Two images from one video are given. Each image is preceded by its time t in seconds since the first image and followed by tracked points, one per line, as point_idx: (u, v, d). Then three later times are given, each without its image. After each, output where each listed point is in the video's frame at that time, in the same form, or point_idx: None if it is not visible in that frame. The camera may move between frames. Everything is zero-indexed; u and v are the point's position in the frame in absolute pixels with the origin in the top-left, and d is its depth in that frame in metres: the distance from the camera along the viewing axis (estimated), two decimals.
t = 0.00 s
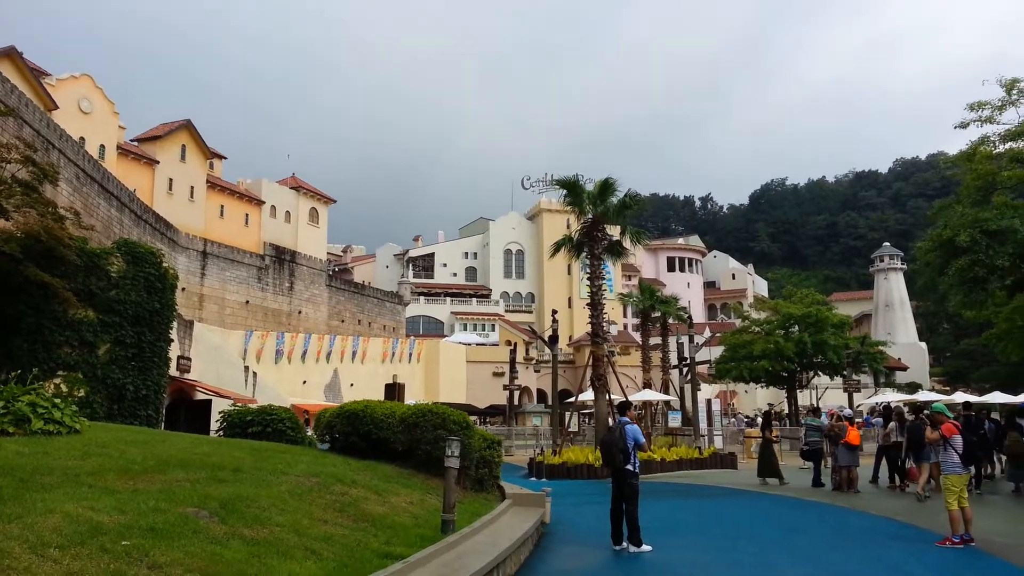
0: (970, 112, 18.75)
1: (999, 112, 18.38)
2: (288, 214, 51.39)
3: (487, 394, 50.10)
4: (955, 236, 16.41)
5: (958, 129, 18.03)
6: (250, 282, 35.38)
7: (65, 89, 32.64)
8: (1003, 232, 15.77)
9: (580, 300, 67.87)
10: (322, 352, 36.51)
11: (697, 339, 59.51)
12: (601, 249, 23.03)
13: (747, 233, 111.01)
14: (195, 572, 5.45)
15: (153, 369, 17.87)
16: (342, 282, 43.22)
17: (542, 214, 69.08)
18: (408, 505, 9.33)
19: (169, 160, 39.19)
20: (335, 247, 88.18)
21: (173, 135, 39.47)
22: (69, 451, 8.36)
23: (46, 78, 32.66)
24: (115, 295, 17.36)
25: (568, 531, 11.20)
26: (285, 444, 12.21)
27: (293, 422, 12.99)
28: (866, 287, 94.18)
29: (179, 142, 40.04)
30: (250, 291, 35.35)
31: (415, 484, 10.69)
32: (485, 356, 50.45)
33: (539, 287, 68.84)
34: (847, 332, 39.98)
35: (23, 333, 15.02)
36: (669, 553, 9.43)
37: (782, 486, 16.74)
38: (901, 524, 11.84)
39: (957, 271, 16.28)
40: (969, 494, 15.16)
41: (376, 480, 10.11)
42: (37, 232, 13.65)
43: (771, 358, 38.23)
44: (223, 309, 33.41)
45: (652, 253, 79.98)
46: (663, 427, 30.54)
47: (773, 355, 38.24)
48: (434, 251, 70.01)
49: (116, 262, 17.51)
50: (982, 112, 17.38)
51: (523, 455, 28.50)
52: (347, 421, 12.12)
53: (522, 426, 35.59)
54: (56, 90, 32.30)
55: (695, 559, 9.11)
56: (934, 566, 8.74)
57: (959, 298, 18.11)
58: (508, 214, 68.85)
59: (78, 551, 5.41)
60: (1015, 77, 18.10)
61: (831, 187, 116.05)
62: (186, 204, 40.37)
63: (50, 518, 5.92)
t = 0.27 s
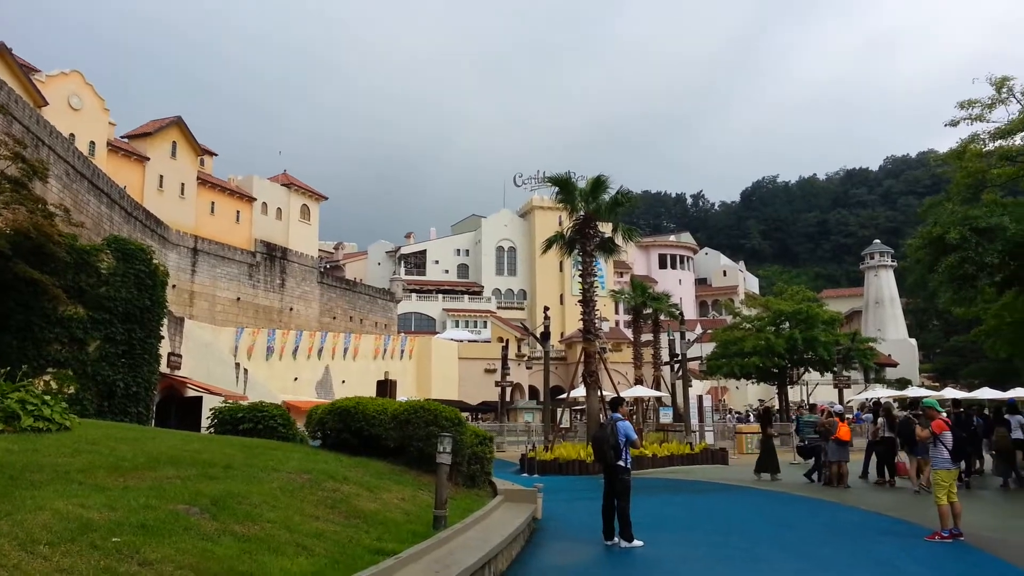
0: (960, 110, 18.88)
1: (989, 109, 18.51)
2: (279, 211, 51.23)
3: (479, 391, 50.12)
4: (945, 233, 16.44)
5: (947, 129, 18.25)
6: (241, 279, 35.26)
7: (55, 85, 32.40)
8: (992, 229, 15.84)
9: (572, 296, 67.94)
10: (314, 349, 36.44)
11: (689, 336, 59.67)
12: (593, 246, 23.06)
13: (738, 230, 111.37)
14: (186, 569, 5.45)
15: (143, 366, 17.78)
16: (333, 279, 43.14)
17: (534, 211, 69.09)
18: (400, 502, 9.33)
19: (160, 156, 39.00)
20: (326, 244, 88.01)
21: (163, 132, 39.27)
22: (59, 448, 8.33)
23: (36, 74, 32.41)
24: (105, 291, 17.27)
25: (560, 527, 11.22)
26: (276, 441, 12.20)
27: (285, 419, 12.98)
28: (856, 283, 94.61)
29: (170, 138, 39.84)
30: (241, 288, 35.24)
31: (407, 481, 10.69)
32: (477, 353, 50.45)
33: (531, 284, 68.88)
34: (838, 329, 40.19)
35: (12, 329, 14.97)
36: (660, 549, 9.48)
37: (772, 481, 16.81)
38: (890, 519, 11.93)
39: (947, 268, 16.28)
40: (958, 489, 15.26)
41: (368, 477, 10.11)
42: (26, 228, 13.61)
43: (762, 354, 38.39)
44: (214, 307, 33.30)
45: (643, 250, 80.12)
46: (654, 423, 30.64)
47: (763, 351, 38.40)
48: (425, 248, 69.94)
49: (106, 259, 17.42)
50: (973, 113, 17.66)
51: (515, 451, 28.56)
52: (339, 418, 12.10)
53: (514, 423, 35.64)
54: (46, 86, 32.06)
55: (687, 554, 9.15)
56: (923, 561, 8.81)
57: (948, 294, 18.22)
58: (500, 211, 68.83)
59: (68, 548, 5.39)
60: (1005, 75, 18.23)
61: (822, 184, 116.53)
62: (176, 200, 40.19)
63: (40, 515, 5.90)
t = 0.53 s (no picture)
0: (941, 111, 19.12)
1: (970, 110, 18.75)
2: (263, 208, 50.93)
3: (463, 388, 50.10)
4: (926, 233, 16.58)
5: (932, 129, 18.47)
6: (223, 276, 35.03)
7: (36, 79, 31.98)
8: (971, 229, 16.01)
9: (556, 294, 68.06)
10: (297, 347, 36.28)
11: (672, 334, 59.97)
12: (578, 244, 23.12)
13: (721, 229, 112.03)
14: (166, 568, 5.42)
15: (124, 364, 17.54)
16: (317, 276, 42.95)
17: (519, 209, 69.12)
18: (383, 500, 9.32)
19: (142, 152, 38.64)
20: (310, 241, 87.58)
21: (146, 127, 38.92)
22: (38, 446, 8.25)
23: (16, 68, 31.97)
24: (85, 288, 17.08)
25: (543, 525, 11.25)
26: (258, 439, 12.14)
27: (267, 417, 12.93)
28: (838, 283, 95.43)
29: (152, 134, 39.48)
30: (223, 285, 34.99)
31: (390, 479, 10.67)
32: (461, 351, 50.42)
33: (516, 282, 68.91)
34: (819, 328, 40.55)
35: None
36: (642, 546, 9.53)
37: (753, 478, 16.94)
38: (870, 516, 12.06)
39: (927, 267, 16.39)
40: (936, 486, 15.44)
41: (351, 475, 10.08)
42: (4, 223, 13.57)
43: (744, 352, 38.68)
44: (196, 303, 33.05)
45: (628, 248, 80.39)
46: (637, 421, 30.79)
47: (745, 350, 38.69)
48: (410, 246, 69.80)
49: (87, 255, 17.24)
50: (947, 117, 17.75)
51: (499, 449, 28.60)
52: (322, 416, 12.05)
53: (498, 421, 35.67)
54: (27, 80, 31.65)
55: (669, 551, 9.19)
56: (901, 558, 8.91)
57: (928, 294, 18.42)
58: (485, 209, 68.80)
59: (47, 547, 5.34)
60: (985, 77, 18.46)
61: (805, 184, 117.45)
62: (158, 196, 39.83)
63: (18, 513, 5.84)
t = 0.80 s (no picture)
0: (921, 117, 19.35)
1: (949, 116, 18.99)
2: (245, 208, 50.59)
3: (447, 391, 50.00)
4: (906, 237, 16.80)
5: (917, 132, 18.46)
6: (205, 277, 34.75)
7: (14, 77, 31.58)
8: (951, 234, 16.23)
9: (540, 297, 68.12)
10: (280, 349, 36.06)
11: (655, 337, 60.22)
12: (562, 247, 23.14)
13: (704, 232, 112.70)
14: (147, 572, 5.37)
15: (105, 365, 17.39)
16: (300, 278, 42.72)
17: (503, 211, 69.14)
18: (366, 503, 9.28)
19: (123, 151, 38.26)
20: (293, 242, 87.09)
21: (127, 126, 38.54)
22: (17, 449, 8.14)
23: None
24: (65, 289, 16.88)
25: (526, 528, 11.25)
26: (240, 441, 12.06)
27: (249, 419, 12.84)
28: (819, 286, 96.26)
29: (133, 133, 39.10)
30: (205, 286, 34.73)
31: (373, 482, 10.62)
32: (445, 353, 50.33)
33: (500, 284, 68.88)
34: (801, 331, 40.86)
35: None
36: (625, 548, 9.56)
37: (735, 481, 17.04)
38: (850, 518, 12.17)
39: (907, 271, 16.62)
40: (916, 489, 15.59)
41: (334, 478, 10.03)
42: None
43: (726, 355, 38.89)
44: (177, 305, 32.77)
45: (611, 251, 80.65)
46: (620, 423, 30.88)
47: (728, 352, 38.91)
48: (394, 248, 69.61)
49: (67, 256, 17.04)
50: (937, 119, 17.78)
51: (483, 452, 28.56)
52: (304, 418, 11.99)
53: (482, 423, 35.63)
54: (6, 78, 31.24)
55: (651, 554, 9.22)
56: (881, 559, 9.01)
57: (908, 297, 18.63)
58: (469, 211, 68.76)
59: (24, 551, 5.26)
60: (964, 83, 18.71)
61: (786, 188, 118.45)
62: (139, 196, 39.45)
63: None
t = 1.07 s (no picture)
0: (912, 109, 19.41)
1: (939, 108, 19.06)
2: (236, 199, 50.35)
3: (439, 382, 50.03)
4: (897, 229, 16.89)
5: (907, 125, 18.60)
6: (196, 269, 34.60)
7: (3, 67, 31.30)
8: (940, 225, 16.34)
9: (532, 288, 68.15)
10: (271, 341, 35.98)
11: (647, 328, 60.40)
12: (554, 238, 23.14)
13: (696, 224, 112.92)
14: (139, 563, 5.37)
15: (95, 357, 17.32)
16: (292, 269, 42.60)
17: (495, 203, 69.06)
18: (358, 494, 9.30)
19: (112, 142, 38.00)
20: (284, 234, 86.76)
21: (116, 117, 38.25)
22: (6, 440, 8.11)
23: None
24: (54, 280, 16.78)
25: (518, 518, 11.29)
26: (231, 433, 12.04)
27: (241, 411, 12.82)
28: (810, 278, 96.65)
29: (123, 124, 38.82)
30: (196, 277, 34.59)
31: (365, 473, 10.63)
32: (437, 345, 50.33)
33: (492, 276, 68.86)
34: (792, 322, 41.05)
35: None
36: (617, 539, 9.60)
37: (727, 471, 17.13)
38: (840, 508, 12.27)
39: (898, 263, 16.73)
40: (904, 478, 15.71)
41: (326, 469, 10.03)
42: None
43: (717, 346, 39.04)
44: (167, 296, 32.64)
45: (603, 242, 80.72)
46: (612, 414, 31.00)
47: (719, 344, 39.06)
48: (386, 239, 69.49)
49: (56, 246, 16.92)
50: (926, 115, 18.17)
51: (475, 443, 28.62)
52: (296, 410, 11.99)
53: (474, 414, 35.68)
54: None
55: (643, 544, 9.28)
56: (871, 548, 9.08)
57: (898, 289, 18.74)
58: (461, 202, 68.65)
59: (16, 542, 5.25)
60: (955, 76, 18.78)
61: (778, 180, 118.73)
62: (129, 187, 39.22)
63: None
